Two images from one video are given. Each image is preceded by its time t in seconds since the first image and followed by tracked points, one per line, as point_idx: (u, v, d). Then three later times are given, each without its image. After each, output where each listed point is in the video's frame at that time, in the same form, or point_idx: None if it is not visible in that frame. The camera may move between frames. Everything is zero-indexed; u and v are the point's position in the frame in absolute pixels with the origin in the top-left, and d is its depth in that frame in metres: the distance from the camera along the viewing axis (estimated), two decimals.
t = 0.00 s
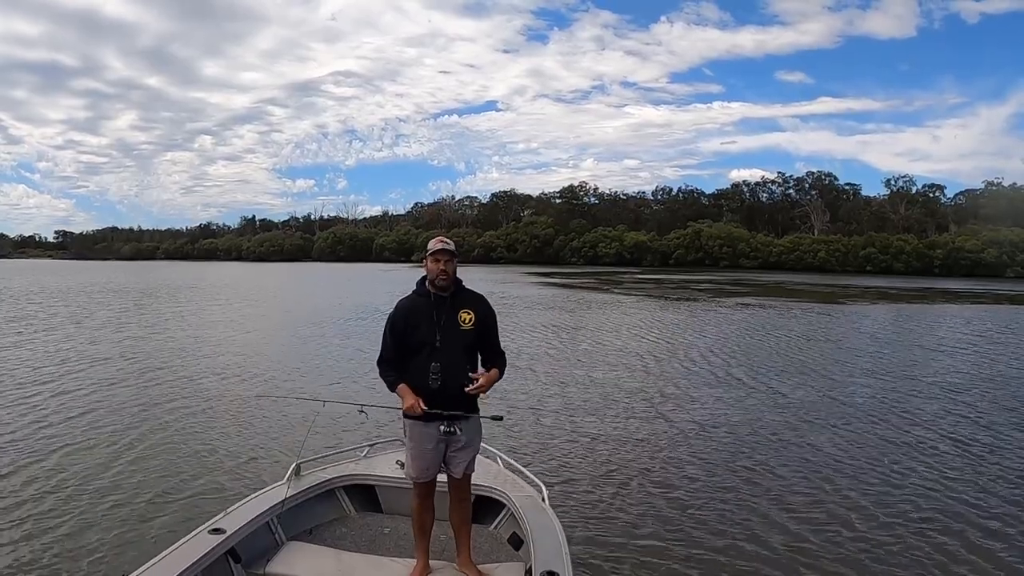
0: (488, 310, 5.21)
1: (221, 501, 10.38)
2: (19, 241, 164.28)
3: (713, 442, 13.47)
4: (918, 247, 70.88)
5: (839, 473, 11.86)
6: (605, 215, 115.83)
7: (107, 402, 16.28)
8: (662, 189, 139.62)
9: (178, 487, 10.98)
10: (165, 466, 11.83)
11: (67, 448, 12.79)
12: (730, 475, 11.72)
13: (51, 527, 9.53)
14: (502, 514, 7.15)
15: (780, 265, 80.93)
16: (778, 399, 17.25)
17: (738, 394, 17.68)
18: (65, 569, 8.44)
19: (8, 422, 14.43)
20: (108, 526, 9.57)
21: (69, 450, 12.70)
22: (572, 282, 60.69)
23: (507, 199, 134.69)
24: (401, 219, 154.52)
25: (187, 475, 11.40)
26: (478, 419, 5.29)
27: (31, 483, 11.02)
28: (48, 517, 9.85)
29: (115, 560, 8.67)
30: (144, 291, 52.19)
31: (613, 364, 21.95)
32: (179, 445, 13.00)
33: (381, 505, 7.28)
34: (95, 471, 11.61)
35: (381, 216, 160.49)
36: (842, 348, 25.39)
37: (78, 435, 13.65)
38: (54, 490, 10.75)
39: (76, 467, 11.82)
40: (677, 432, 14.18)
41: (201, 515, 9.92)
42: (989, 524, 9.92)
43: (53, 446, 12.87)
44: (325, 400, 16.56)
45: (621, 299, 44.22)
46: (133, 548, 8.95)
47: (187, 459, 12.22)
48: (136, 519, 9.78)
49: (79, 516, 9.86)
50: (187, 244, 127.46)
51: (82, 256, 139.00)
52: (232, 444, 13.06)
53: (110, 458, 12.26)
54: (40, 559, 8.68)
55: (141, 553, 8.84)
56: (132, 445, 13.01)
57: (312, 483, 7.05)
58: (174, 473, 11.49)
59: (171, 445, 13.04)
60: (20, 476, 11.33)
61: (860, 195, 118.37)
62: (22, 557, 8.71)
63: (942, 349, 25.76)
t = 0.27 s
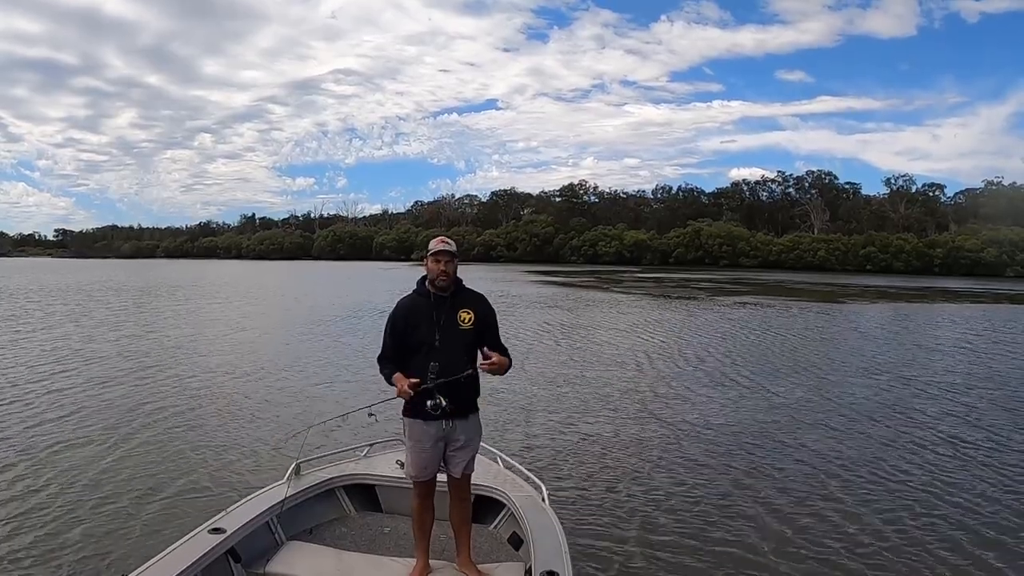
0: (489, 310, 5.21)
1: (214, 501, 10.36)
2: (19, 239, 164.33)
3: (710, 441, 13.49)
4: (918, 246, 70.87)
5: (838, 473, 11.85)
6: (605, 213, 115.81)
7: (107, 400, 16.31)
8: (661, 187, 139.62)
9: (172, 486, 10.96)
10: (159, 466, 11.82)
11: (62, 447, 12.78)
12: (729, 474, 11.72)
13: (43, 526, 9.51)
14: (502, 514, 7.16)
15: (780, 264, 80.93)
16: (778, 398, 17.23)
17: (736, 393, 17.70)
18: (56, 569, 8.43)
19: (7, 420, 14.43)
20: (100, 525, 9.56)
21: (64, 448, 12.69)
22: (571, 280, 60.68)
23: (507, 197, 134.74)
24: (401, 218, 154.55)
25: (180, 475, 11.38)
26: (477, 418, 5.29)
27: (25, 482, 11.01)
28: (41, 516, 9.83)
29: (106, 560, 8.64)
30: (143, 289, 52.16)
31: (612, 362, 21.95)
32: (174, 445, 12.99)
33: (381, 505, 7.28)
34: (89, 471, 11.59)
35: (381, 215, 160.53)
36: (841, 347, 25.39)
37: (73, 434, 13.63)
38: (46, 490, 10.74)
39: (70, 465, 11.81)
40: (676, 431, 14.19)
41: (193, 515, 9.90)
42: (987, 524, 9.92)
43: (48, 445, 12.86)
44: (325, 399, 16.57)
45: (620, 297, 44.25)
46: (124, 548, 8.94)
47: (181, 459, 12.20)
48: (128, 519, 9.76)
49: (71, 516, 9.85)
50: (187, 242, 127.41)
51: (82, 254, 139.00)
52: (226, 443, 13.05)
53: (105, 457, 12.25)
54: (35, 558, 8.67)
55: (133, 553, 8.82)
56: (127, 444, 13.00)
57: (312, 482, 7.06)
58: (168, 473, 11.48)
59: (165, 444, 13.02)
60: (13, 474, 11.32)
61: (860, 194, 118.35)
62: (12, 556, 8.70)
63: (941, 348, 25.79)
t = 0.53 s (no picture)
0: (487, 312, 5.21)
1: (208, 503, 10.35)
2: (20, 242, 164.42)
3: (711, 440, 13.51)
4: (918, 244, 70.81)
5: (838, 472, 11.84)
6: (605, 214, 115.78)
7: (109, 403, 16.34)
8: (661, 187, 139.60)
9: (166, 488, 10.96)
10: (154, 468, 11.82)
11: (58, 450, 12.77)
12: (730, 473, 11.73)
13: (37, 529, 9.51)
14: (503, 514, 7.16)
15: (780, 263, 80.90)
16: (778, 397, 17.23)
17: (737, 392, 17.70)
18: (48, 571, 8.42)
19: (9, 423, 14.45)
20: (94, 528, 9.55)
21: (60, 451, 12.68)
22: (571, 280, 60.67)
23: (506, 198, 134.71)
24: (401, 219, 154.54)
25: (175, 478, 11.37)
26: (476, 419, 5.29)
27: (19, 485, 10.99)
28: (38, 519, 9.83)
29: (102, 562, 8.64)
30: (143, 292, 52.17)
31: (613, 363, 21.96)
32: (170, 447, 12.99)
33: (381, 505, 7.29)
34: (87, 473, 11.60)
35: (381, 216, 160.51)
36: (842, 346, 25.36)
37: (69, 436, 13.63)
38: (40, 492, 10.73)
39: (65, 468, 11.80)
40: (677, 430, 14.19)
41: (187, 517, 9.89)
42: (988, 522, 9.90)
43: (43, 448, 12.84)
44: (326, 401, 16.58)
45: (621, 297, 44.22)
46: (117, 550, 8.93)
47: (176, 460, 12.20)
48: (122, 522, 9.76)
49: (65, 519, 9.84)
50: (187, 245, 127.42)
51: (82, 257, 139.05)
52: (221, 445, 13.04)
53: (100, 460, 12.24)
54: (37, 560, 8.69)
55: (127, 555, 8.81)
56: (123, 447, 12.99)
57: (313, 484, 7.06)
58: (162, 475, 11.47)
59: (161, 446, 13.02)
60: (8, 477, 11.31)
61: (860, 192, 118.28)
62: (5, 559, 8.69)
63: (942, 346, 25.78)
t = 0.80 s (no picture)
0: (488, 312, 5.21)
1: (201, 504, 10.34)
2: (19, 243, 164.43)
3: (711, 441, 13.52)
4: (917, 246, 70.87)
5: (836, 473, 11.85)
6: (604, 215, 115.82)
7: (108, 403, 16.35)
8: (661, 188, 139.70)
9: (158, 489, 10.95)
10: (146, 469, 11.79)
11: (49, 450, 12.74)
12: (730, 473, 11.74)
13: (28, 530, 9.49)
14: (502, 515, 7.16)
15: (779, 264, 80.95)
16: (777, 398, 17.22)
17: (736, 393, 17.71)
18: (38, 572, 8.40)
19: (9, 423, 14.46)
20: (85, 528, 9.53)
21: (52, 452, 12.64)
22: (570, 282, 60.69)
23: (506, 198, 134.76)
24: (401, 220, 154.57)
25: (167, 478, 11.35)
26: (476, 419, 5.29)
27: (11, 486, 10.96)
28: (37, 519, 9.84)
29: (101, 562, 8.65)
30: (142, 292, 52.17)
31: (613, 363, 21.98)
32: (164, 447, 12.98)
33: (381, 505, 7.29)
34: (86, 473, 11.61)
35: (381, 216, 160.55)
36: (841, 347, 25.34)
37: (63, 437, 13.57)
38: (32, 493, 10.71)
39: (56, 469, 11.75)
40: (676, 431, 14.22)
41: (179, 517, 9.88)
42: (986, 523, 9.92)
43: (34, 449, 12.80)
44: (326, 401, 16.61)
45: (620, 299, 44.24)
46: (108, 550, 8.93)
47: (169, 461, 12.16)
48: (113, 522, 9.74)
49: (56, 519, 9.82)
50: (186, 245, 127.41)
51: (82, 258, 139.03)
52: (214, 445, 13.02)
53: (93, 460, 12.22)
54: (37, 560, 8.70)
55: (118, 555, 8.80)
56: (116, 447, 12.96)
57: (312, 483, 7.06)
58: (154, 476, 11.44)
59: (154, 447, 13.00)
60: (7, 477, 11.32)
61: (859, 194, 118.34)
62: (5, 559, 8.70)
63: (941, 347, 25.81)
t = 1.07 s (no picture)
0: (489, 313, 5.21)
1: (197, 505, 10.34)
2: (19, 243, 164.40)
3: (711, 441, 13.53)
4: (917, 247, 70.87)
5: (837, 473, 11.85)
6: (604, 215, 115.80)
7: (109, 404, 16.35)
8: (661, 189, 139.72)
9: (154, 489, 10.95)
10: (143, 470, 11.79)
11: (45, 451, 12.72)
12: (730, 474, 11.75)
13: (23, 530, 9.49)
14: (503, 514, 7.16)
15: (779, 264, 80.93)
16: (777, 398, 17.22)
17: (736, 394, 17.70)
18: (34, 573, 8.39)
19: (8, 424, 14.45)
20: (81, 529, 9.52)
21: (48, 453, 12.63)
22: (570, 282, 60.69)
23: (506, 199, 134.77)
24: (400, 220, 154.55)
25: (163, 479, 11.34)
26: (476, 419, 5.28)
27: (7, 487, 10.95)
28: (37, 519, 9.84)
29: (101, 562, 8.65)
30: (142, 293, 52.19)
31: (613, 364, 21.98)
32: (160, 448, 12.97)
33: (381, 505, 7.28)
34: (86, 474, 11.61)
35: (381, 217, 160.55)
36: (842, 348, 25.32)
37: (60, 438, 13.56)
38: (28, 493, 10.71)
39: (51, 471, 11.73)
40: (676, 432, 14.21)
41: (175, 518, 9.88)
42: (986, 524, 9.92)
43: (30, 450, 12.78)
44: (326, 401, 16.61)
45: (620, 299, 44.25)
46: (103, 550, 8.93)
47: (165, 462, 12.16)
48: (109, 522, 9.74)
49: (52, 520, 9.82)
50: (186, 246, 127.34)
51: (82, 258, 138.93)
52: (211, 446, 13.02)
53: (89, 462, 12.21)
54: (36, 560, 8.70)
55: (113, 556, 8.80)
56: (112, 448, 12.95)
57: (312, 484, 7.05)
58: (150, 477, 11.44)
59: (152, 447, 12.98)
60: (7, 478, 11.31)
61: (859, 195, 118.34)
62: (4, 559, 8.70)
63: (941, 348, 25.81)
